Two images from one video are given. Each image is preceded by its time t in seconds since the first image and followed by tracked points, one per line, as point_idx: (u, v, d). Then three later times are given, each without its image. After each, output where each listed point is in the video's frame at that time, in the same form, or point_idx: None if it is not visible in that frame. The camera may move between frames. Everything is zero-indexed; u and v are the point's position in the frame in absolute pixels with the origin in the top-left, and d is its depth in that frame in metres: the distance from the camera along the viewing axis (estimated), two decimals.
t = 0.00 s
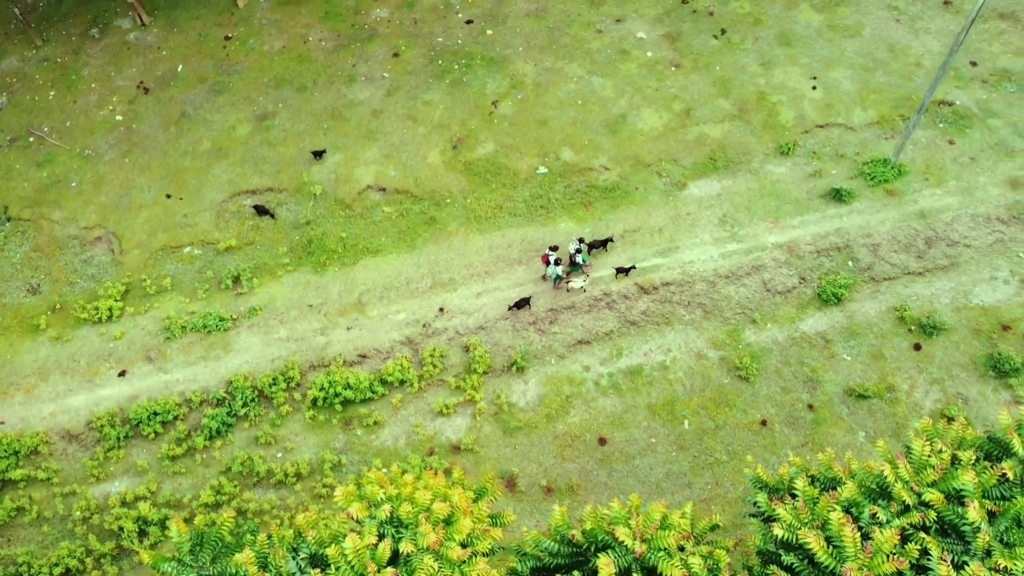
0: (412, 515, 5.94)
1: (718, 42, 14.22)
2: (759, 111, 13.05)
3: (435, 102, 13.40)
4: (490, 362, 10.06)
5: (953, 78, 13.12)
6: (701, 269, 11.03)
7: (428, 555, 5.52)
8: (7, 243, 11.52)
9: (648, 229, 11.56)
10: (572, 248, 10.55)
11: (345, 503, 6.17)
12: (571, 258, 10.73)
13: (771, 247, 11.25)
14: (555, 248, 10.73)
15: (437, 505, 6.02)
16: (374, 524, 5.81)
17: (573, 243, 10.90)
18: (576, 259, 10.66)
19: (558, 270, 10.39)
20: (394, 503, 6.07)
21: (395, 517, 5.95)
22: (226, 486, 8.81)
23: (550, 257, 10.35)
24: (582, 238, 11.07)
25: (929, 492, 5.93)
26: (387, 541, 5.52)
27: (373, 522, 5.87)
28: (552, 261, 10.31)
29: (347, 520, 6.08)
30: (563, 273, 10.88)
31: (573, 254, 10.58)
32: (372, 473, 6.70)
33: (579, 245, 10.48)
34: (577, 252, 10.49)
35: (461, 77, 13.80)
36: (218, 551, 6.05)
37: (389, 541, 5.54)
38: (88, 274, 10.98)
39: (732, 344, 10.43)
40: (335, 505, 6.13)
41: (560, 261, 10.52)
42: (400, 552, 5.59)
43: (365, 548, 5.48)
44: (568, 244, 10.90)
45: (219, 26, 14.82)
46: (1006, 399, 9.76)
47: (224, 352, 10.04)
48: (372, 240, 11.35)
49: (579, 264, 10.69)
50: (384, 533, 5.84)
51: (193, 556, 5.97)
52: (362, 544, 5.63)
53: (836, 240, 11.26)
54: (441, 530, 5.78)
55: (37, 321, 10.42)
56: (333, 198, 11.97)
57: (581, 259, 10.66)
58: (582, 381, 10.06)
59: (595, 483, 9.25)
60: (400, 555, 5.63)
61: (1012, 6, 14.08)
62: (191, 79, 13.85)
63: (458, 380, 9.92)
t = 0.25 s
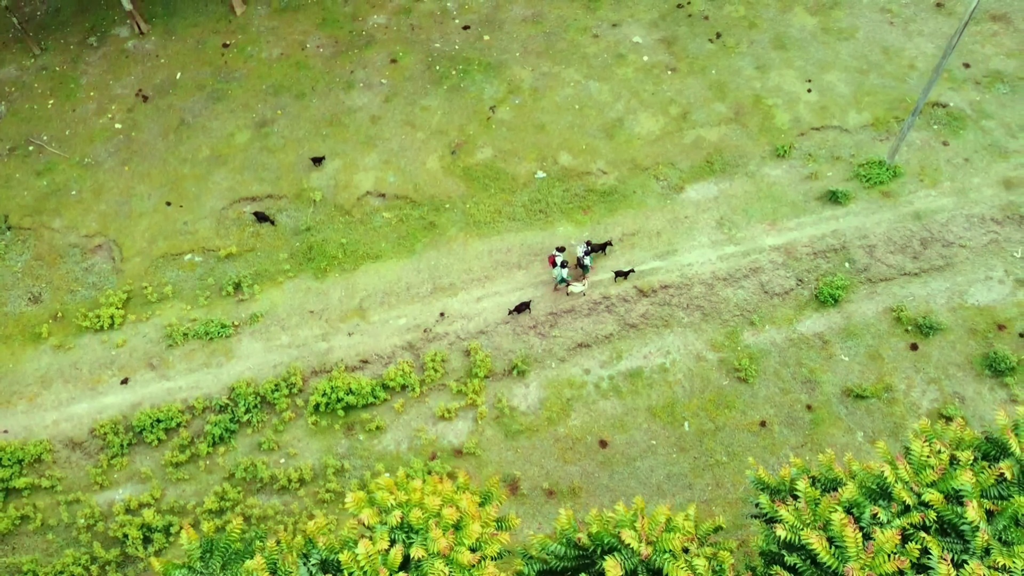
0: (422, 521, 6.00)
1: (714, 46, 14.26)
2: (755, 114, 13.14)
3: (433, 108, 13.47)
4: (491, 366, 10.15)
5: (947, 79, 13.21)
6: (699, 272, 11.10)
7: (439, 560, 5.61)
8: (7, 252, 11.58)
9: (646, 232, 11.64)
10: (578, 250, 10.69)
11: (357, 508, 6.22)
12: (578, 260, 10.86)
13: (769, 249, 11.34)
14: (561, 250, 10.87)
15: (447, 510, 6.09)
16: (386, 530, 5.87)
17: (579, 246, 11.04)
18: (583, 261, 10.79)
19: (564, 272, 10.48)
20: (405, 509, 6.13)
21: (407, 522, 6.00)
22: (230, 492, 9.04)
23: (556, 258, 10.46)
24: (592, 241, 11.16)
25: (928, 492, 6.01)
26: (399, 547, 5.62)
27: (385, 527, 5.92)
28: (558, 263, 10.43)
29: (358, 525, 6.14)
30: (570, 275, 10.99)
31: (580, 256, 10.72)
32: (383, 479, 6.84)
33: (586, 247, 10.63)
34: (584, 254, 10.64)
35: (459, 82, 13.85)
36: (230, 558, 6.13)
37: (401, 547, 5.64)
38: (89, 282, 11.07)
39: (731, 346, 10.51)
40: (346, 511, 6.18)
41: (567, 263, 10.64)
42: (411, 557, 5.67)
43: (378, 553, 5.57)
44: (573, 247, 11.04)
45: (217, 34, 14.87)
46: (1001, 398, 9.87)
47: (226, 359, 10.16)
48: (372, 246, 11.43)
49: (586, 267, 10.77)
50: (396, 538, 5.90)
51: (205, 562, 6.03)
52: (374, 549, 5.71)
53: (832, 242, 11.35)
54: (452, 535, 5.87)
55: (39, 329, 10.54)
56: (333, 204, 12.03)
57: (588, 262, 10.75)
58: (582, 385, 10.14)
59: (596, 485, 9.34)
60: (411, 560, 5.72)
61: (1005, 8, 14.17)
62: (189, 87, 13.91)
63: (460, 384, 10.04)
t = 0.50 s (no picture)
0: (434, 529, 6.07)
1: (707, 52, 14.42)
2: (749, 120, 13.28)
3: (430, 117, 13.57)
4: (492, 373, 10.25)
5: (937, 83, 13.39)
6: (696, 277, 11.22)
7: (452, 569, 5.70)
8: (7, 265, 11.63)
9: (643, 238, 11.76)
10: (588, 255, 10.87)
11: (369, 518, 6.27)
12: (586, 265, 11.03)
13: (764, 253, 11.46)
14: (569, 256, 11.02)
15: (457, 519, 6.17)
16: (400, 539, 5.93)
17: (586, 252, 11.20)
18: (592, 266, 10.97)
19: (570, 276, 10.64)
20: (418, 518, 6.19)
21: (419, 531, 6.06)
22: (235, 502, 9.14)
23: (563, 262, 10.64)
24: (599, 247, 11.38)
25: (926, 494, 6.12)
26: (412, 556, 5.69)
27: (398, 537, 5.97)
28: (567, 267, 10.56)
29: (371, 535, 6.20)
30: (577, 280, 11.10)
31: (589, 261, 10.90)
32: (393, 489, 6.74)
33: (596, 253, 10.82)
34: (594, 259, 10.82)
35: (455, 91, 13.97)
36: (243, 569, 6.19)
37: (414, 555, 5.71)
38: (90, 294, 11.14)
39: (728, 350, 10.62)
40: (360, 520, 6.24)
41: (575, 268, 10.80)
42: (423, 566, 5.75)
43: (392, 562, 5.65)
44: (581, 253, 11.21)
45: (214, 45, 14.96)
46: (996, 397, 9.99)
47: (228, 370, 10.27)
48: (372, 255, 11.52)
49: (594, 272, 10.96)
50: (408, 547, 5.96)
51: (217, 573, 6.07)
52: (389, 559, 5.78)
53: (827, 245, 11.48)
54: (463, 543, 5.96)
55: (40, 342, 10.62)
56: (332, 213, 12.12)
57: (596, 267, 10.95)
58: (582, 390, 10.24)
59: (597, 490, 9.42)
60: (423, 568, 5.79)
61: (993, 12, 14.37)
62: (187, 98, 13.99)
63: (461, 392, 10.13)
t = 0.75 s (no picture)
0: (442, 538, 6.11)
1: (701, 59, 14.56)
2: (743, 126, 13.40)
3: (427, 126, 13.66)
4: (492, 380, 10.31)
5: (929, 88, 13.54)
6: (693, 282, 11.31)
7: None
8: (7, 278, 11.68)
9: (640, 244, 11.85)
10: (594, 260, 10.88)
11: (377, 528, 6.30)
12: (592, 270, 11.05)
13: (760, 258, 11.56)
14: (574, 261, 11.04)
15: (465, 527, 6.22)
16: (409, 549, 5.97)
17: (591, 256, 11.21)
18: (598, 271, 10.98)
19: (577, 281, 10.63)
20: (425, 527, 6.22)
21: (427, 541, 6.10)
22: (237, 512, 9.17)
23: (570, 268, 10.59)
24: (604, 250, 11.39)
25: (924, 497, 6.17)
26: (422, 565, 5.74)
27: (406, 546, 6.01)
28: (573, 273, 10.56)
29: (379, 545, 6.23)
30: (581, 284, 11.15)
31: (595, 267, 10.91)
32: (400, 498, 6.75)
33: (602, 259, 10.83)
34: (601, 265, 10.84)
35: (452, 100, 14.07)
36: None
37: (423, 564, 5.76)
38: (90, 306, 11.20)
39: (726, 354, 10.70)
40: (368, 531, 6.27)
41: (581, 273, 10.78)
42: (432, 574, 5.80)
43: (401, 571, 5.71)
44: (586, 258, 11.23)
45: (211, 56, 15.04)
46: (991, 399, 10.09)
47: (229, 380, 10.33)
48: (371, 264, 11.59)
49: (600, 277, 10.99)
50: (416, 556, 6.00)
51: None
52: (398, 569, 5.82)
53: (822, 250, 11.59)
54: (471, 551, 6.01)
55: (40, 354, 10.69)
56: (330, 223, 12.18)
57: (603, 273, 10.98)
58: (582, 396, 10.30)
59: (598, 496, 9.47)
60: None
61: (982, 17, 14.55)
62: (185, 109, 14.06)
63: (461, 399, 10.19)
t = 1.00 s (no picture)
0: (451, 549, 6.18)
1: (692, 68, 14.74)
2: (735, 133, 13.57)
3: (421, 137, 13.77)
4: (491, 390, 10.39)
5: (916, 93, 13.76)
6: (688, 289, 11.42)
7: None
8: (5, 295, 11.72)
9: (635, 252, 11.97)
10: (600, 267, 10.98)
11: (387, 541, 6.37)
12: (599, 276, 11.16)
13: (754, 264, 11.69)
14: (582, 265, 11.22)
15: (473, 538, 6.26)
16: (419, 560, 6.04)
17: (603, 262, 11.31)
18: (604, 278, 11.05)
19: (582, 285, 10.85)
20: (435, 539, 6.29)
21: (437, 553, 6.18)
22: (239, 525, 9.19)
23: (574, 272, 10.82)
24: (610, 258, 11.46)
25: (921, 500, 6.27)
26: None
27: (416, 558, 6.08)
28: (577, 278, 10.80)
29: (389, 557, 6.31)
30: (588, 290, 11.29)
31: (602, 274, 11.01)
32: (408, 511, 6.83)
33: (608, 267, 10.90)
34: (606, 273, 10.92)
35: (446, 111, 14.19)
36: None
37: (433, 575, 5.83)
38: (89, 322, 11.26)
39: (722, 360, 10.81)
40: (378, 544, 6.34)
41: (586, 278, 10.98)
42: None
43: None
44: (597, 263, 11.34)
45: (205, 71, 15.13)
46: (984, 400, 10.21)
47: (229, 394, 10.39)
48: (368, 276, 11.67)
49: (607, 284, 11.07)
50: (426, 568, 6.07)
51: None
52: None
53: (815, 255, 11.74)
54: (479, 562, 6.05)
55: (39, 371, 10.75)
56: (327, 235, 12.26)
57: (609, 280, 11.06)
58: (580, 404, 10.38)
59: (598, 503, 9.54)
60: None
61: (967, 23, 14.81)
62: (180, 124, 14.14)
63: (460, 409, 10.26)
